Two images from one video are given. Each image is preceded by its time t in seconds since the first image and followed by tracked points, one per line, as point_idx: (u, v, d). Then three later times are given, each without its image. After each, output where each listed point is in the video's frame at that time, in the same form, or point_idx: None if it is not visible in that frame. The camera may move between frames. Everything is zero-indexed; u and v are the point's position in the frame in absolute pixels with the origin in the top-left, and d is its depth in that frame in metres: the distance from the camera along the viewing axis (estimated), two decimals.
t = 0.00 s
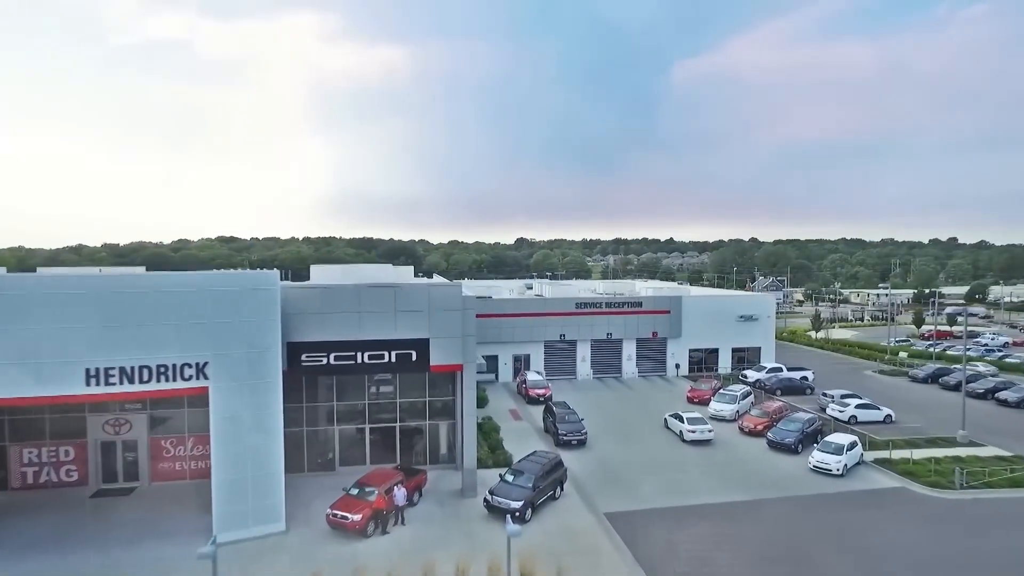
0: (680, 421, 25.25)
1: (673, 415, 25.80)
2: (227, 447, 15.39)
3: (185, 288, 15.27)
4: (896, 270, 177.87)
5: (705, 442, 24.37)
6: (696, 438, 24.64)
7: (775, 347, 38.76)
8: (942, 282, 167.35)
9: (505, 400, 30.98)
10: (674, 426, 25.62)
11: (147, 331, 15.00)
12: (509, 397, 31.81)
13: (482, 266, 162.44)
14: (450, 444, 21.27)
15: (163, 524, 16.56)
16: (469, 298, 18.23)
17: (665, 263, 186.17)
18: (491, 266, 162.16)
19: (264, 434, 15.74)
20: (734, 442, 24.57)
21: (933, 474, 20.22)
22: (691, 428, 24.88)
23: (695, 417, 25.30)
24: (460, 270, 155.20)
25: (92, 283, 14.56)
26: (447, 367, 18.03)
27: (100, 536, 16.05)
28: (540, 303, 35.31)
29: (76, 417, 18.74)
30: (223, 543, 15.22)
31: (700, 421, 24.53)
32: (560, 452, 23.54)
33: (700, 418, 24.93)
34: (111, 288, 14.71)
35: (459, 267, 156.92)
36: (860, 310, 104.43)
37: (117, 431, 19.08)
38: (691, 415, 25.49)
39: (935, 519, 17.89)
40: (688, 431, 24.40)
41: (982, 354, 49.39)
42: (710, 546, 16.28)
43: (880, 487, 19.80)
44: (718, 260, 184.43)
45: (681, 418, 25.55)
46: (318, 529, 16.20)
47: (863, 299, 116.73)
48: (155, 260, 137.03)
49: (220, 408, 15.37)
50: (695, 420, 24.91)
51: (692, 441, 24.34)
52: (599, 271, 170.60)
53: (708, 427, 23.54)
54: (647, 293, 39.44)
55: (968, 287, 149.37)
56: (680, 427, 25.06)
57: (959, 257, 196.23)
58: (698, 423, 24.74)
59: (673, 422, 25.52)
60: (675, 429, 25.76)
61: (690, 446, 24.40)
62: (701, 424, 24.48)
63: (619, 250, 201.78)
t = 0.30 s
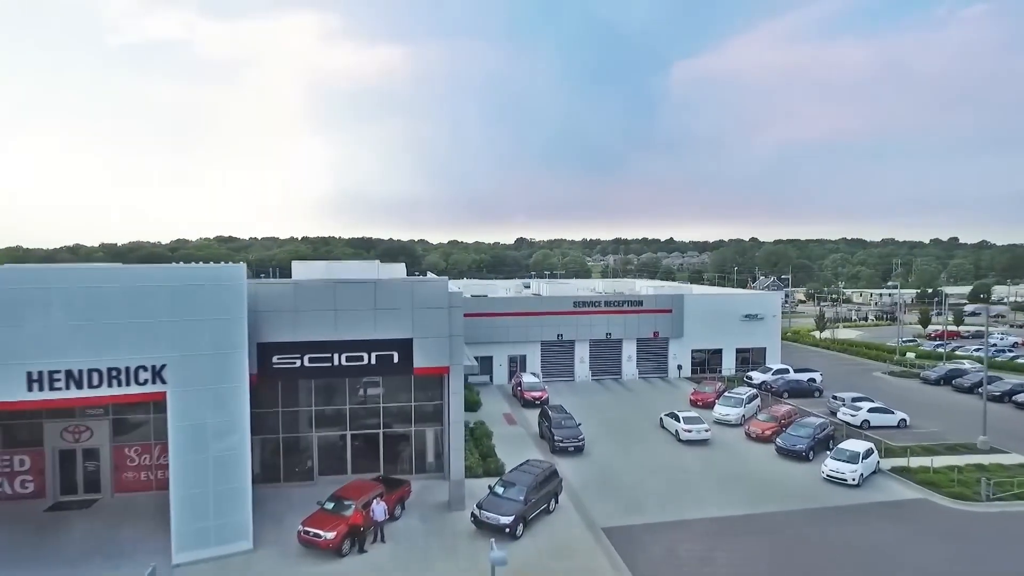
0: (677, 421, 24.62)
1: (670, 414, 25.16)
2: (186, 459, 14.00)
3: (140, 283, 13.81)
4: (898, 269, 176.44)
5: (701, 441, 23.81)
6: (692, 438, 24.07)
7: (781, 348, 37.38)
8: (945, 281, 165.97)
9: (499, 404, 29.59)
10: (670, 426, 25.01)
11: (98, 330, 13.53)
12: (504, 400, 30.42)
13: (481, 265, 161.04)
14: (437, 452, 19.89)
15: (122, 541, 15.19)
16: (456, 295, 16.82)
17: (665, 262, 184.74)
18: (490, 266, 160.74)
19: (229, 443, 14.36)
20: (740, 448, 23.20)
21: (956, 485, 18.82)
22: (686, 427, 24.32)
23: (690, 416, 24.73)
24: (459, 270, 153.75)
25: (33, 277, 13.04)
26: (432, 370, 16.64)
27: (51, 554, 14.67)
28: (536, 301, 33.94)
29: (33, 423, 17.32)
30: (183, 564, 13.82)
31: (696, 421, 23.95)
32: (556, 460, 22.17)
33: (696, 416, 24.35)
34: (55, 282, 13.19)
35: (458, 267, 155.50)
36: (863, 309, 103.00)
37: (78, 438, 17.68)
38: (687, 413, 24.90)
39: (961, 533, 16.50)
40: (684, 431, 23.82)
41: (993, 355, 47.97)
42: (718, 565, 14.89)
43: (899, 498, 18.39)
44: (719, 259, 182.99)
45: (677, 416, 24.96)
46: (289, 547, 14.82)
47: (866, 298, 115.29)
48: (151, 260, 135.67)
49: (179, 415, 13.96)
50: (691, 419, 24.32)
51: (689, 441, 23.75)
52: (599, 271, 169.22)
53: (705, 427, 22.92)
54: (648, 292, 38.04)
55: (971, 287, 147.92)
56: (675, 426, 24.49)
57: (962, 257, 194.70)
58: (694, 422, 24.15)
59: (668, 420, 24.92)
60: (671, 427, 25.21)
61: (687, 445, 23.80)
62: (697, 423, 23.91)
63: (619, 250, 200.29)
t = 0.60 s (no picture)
0: (673, 421, 23.94)
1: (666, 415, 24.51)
2: (140, 472, 12.63)
3: (86, 277, 12.43)
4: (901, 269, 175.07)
5: (698, 442, 23.08)
6: (688, 438, 23.34)
7: (787, 348, 36.02)
8: (948, 281, 164.59)
9: (493, 407, 28.23)
10: (666, 427, 24.33)
11: (38, 329, 12.14)
12: (498, 403, 29.04)
13: (480, 265, 159.70)
14: (423, 460, 18.53)
15: (72, 561, 13.84)
16: (441, 291, 15.45)
17: (666, 262, 183.43)
18: (489, 266, 159.44)
19: (188, 454, 13.02)
20: (747, 455, 21.84)
21: (983, 497, 17.44)
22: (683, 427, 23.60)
23: (687, 416, 24.00)
24: (458, 270, 152.36)
25: None
26: (415, 373, 15.27)
27: None
28: (532, 300, 32.61)
29: None
30: None
31: (693, 421, 23.25)
32: (552, 468, 20.82)
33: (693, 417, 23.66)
34: None
35: (456, 267, 154.14)
36: (867, 309, 101.65)
37: (32, 447, 16.32)
38: (683, 413, 24.21)
39: (992, 550, 15.12)
40: (680, 430, 23.10)
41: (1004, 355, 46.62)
42: None
43: (921, 511, 17.02)
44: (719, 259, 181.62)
45: (673, 416, 24.27)
46: (254, 567, 13.46)
47: (870, 298, 113.91)
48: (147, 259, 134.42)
49: (132, 423, 12.61)
50: (688, 419, 23.61)
51: (684, 441, 23.01)
52: (599, 271, 167.80)
53: (702, 426, 22.21)
54: (649, 291, 36.71)
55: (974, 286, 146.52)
56: (671, 426, 23.78)
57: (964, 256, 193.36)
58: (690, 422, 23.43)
59: (664, 420, 24.22)
60: (666, 428, 24.49)
61: (682, 446, 23.06)
62: (694, 423, 23.21)
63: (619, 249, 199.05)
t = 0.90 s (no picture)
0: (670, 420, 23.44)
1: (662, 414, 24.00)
2: (85, 488, 11.34)
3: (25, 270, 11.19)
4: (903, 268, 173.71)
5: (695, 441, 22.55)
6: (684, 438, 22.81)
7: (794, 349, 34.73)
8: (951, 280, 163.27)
9: (487, 410, 26.92)
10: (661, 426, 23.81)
11: None
12: (492, 406, 27.72)
13: (479, 265, 158.46)
14: (408, 470, 17.21)
15: None
16: (426, 288, 14.12)
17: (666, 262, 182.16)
18: (489, 266, 158.15)
19: (141, 466, 11.77)
20: (755, 463, 20.53)
21: (1013, 510, 16.13)
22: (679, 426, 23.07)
23: (683, 415, 23.48)
24: (457, 269, 151.04)
25: None
26: (396, 377, 13.96)
27: None
28: (529, 299, 31.32)
29: None
30: None
31: (690, 420, 22.74)
32: (548, 477, 19.49)
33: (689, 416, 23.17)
34: None
35: (455, 266, 152.84)
36: (870, 309, 100.33)
37: None
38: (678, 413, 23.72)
39: None
40: (677, 429, 22.56)
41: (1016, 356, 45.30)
42: None
43: (947, 525, 15.70)
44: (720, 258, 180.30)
45: (668, 416, 23.75)
46: None
47: (873, 297, 112.57)
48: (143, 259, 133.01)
49: (76, 433, 11.33)
50: (683, 418, 23.11)
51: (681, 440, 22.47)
52: (599, 270, 166.70)
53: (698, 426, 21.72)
54: (650, 289, 35.43)
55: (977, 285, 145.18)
56: (667, 425, 23.25)
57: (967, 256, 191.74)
58: (686, 421, 22.93)
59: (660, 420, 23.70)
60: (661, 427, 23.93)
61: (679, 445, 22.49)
62: (690, 422, 22.72)
63: (619, 248, 197.68)
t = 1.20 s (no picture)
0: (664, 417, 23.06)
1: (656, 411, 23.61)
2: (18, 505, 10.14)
3: None
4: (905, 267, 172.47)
5: (690, 440, 22.19)
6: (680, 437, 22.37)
7: (800, 348, 33.44)
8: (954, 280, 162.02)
9: (481, 414, 25.64)
10: (655, 425, 23.43)
11: None
12: (486, 409, 26.42)
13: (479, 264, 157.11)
14: (392, 480, 15.92)
15: None
16: (406, 281, 12.86)
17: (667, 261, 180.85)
18: (488, 265, 156.91)
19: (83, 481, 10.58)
20: (764, 471, 19.25)
21: None
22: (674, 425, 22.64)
23: (678, 414, 23.00)
24: (456, 269, 149.68)
25: None
26: (374, 379, 12.68)
27: None
28: (524, 296, 30.05)
29: None
30: None
31: (685, 419, 22.27)
32: (542, 486, 18.22)
33: (684, 414, 22.69)
34: None
35: (454, 265, 151.56)
36: (874, 308, 99.05)
37: None
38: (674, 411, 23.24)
39: None
40: (672, 428, 22.14)
41: None
42: None
43: (977, 541, 14.42)
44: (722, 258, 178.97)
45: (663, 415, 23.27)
46: None
47: (876, 297, 111.31)
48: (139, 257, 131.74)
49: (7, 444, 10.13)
50: (678, 417, 22.66)
51: (676, 439, 22.07)
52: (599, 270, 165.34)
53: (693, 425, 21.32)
54: (651, 286, 34.17)
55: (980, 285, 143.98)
56: (662, 424, 22.79)
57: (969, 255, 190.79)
58: (682, 420, 22.49)
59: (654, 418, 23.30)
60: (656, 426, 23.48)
61: (674, 445, 22.12)
62: (686, 421, 22.24)
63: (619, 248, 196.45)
